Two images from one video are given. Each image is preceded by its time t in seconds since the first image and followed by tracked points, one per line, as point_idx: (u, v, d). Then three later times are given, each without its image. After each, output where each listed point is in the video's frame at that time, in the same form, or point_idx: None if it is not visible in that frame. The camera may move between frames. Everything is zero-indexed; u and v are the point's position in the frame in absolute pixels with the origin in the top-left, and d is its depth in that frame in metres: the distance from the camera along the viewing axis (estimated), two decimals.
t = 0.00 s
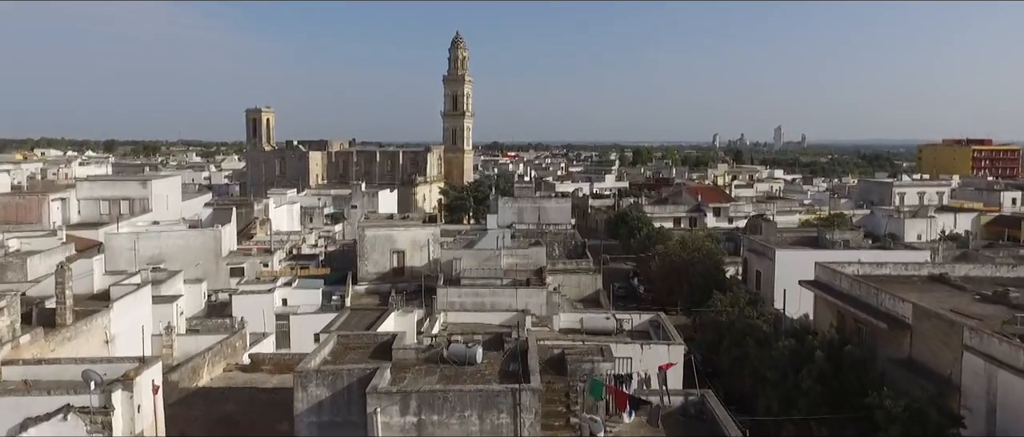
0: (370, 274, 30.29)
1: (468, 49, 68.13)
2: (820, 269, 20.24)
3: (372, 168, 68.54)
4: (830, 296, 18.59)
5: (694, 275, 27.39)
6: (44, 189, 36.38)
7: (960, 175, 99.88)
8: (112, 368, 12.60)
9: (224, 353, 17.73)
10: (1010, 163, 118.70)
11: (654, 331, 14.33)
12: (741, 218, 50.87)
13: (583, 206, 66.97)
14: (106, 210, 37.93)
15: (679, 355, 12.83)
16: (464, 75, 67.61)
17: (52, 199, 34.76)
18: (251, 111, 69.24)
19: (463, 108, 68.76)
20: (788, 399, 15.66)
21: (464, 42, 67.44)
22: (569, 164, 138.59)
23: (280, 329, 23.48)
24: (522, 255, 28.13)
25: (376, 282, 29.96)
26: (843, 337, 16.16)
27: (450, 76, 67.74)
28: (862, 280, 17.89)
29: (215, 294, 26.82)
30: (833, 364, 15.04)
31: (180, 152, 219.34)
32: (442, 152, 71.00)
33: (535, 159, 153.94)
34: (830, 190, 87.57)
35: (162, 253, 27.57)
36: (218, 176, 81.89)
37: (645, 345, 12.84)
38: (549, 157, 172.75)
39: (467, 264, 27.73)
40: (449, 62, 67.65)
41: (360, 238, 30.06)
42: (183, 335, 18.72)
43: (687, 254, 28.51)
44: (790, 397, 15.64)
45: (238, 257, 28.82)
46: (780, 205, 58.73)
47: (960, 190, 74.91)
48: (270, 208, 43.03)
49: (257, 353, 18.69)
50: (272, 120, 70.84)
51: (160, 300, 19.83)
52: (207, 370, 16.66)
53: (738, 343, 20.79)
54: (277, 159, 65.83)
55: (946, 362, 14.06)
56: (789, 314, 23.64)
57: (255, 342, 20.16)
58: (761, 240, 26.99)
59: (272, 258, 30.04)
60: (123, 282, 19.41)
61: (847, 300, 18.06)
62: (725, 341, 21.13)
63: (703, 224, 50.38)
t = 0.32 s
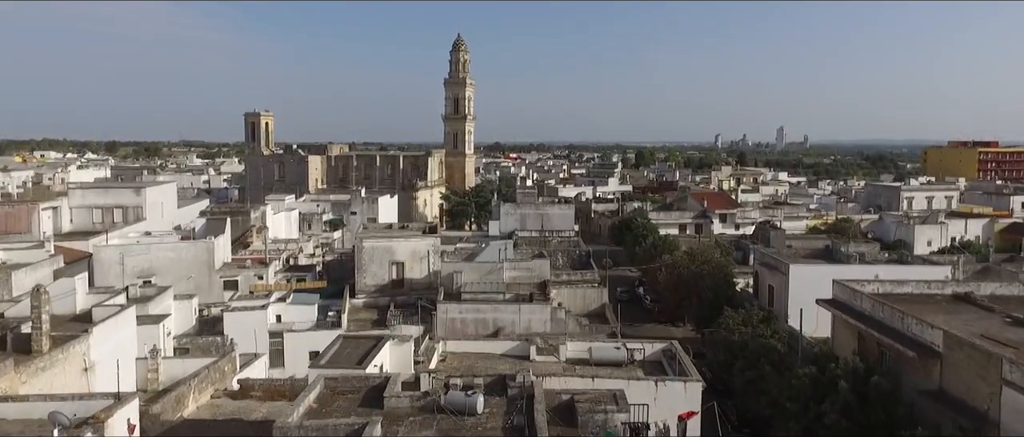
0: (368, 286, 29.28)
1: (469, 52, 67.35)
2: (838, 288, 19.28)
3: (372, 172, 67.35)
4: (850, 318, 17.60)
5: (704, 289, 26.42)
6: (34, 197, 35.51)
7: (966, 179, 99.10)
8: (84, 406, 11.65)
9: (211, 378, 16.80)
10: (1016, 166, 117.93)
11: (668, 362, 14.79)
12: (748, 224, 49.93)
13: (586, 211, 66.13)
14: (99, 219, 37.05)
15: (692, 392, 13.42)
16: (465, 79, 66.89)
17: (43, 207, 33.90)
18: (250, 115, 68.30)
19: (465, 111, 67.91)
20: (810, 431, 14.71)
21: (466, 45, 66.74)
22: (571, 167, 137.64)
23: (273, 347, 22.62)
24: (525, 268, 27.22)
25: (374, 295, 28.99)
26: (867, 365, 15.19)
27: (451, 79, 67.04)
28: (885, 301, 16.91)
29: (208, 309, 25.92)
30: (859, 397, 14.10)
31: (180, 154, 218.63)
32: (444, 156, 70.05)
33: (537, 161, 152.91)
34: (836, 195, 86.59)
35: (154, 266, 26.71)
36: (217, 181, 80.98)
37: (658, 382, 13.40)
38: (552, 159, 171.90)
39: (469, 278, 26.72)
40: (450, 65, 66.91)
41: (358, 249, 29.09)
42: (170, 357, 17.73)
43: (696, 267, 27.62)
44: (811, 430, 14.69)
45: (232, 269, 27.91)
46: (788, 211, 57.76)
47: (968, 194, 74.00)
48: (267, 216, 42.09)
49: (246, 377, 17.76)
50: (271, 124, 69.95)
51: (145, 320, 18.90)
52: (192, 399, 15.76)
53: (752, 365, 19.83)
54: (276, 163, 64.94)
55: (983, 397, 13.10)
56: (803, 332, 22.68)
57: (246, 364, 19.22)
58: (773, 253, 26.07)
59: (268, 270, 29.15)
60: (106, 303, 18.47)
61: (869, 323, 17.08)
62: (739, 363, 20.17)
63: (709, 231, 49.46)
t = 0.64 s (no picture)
0: (372, 299, 28.28)
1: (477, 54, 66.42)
2: (870, 309, 18.08)
3: (378, 176, 66.40)
4: (885, 343, 16.43)
5: (722, 304, 25.27)
6: (32, 204, 34.81)
7: (983, 182, 97.28)
8: None
9: (202, 407, 15.81)
10: None
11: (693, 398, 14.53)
12: (763, 230, 48.48)
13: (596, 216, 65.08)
14: (99, 226, 36.29)
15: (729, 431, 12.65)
16: (473, 80, 66.03)
17: (41, 215, 33.16)
18: (255, 118, 67.53)
19: (472, 113, 67.00)
20: None
21: (473, 47, 65.91)
22: (579, 169, 136.45)
23: (272, 366, 21.91)
24: (534, 282, 26.16)
25: (379, 308, 27.99)
26: (908, 399, 14.03)
27: (458, 81, 66.18)
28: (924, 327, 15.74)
29: (207, 323, 25.09)
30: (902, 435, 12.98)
31: (189, 155, 218.90)
32: (451, 159, 69.10)
33: (545, 162, 151.71)
34: (850, 198, 85.10)
35: (150, 278, 25.78)
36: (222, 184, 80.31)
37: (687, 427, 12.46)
38: (559, 160, 170.79)
39: (476, 292, 25.64)
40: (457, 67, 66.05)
41: (362, 260, 28.07)
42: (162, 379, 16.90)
43: (713, 281, 26.54)
44: None
45: (231, 282, 27.01)
46: (803, 216, 56.45)
47: (987, 198, 72.40)
48: (270, 223, 41.26)
49: (241, 405, 16.80)
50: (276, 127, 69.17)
51: (136, 341, 17.97)
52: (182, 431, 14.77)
53: (777, 390, 18.68)
54: (281, 166, 64.19)
55: None
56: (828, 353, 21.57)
57: (242, 387, 18.27)
58: (794, 267, 24.90)
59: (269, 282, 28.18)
60: (95, 324, 17.52)
61: (906, 349, 15.89)
62: (763, 387, 19.01)
63: (723, 238, 48.28)
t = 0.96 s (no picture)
0: (376, 314, 27.18)
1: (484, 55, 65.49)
2: (908, 333, 16.81)
3: (384, 180, 65.38)
4: (928, 374, 15.14)
5: (743, 322, 23.98)
6: (30, 212, 34.00)
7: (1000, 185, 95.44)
8: None
9: None
10: None
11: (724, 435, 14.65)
12: (778, 237, 47.74)
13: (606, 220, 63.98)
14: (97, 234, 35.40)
15: None
16: (480, 82, 65.17)
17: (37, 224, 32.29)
18: (260, 121, 66.59)
19: (480, 116, 66.05)
20: None
21: (481, 49, 64.99)
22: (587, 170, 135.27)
23: (270, 388, 20.89)
24: (545, 297, 25.08)
25: (382, 323, 26.89)
26: None
27: (465, 83, 65.27)
28: (973, 357, 14.42)
29: (204, 340, 24.14)
30: None
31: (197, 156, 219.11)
32: (458, 163, 68.09)
33: (553, 164, 150.56)
34: (865, 202, 83.38)
35: (145, 292, 24.78)
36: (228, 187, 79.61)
37: None
38: (567, 162, 169.78)
39: (484, 307, 24.47)
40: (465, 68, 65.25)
41: (365, 273, 26.98)
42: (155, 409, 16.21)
43: (733, 296, 25.26)
44: None
45: (230, 296, 26.02)
46: (819, 221, 54.99)
47: (1007, 202, 70.67)
48: (273, 230, 40.34)
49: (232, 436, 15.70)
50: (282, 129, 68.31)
51: (123, 365, 16.97)
52: None
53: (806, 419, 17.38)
54: (286, 170, 63.37)
55: None
56: (858, 376, 20.27)
57: (236, 414, 17.15)
58: (819, 282, 23.63)
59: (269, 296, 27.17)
60: (78, 347, 16.48)
61: (954, 382, 14.57)
62: (789, 414, 17.70)
63: (737, 244, 47.11)
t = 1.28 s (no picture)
0: (377, 329, 26.01)
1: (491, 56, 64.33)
2: (953, 363, 15.49)
3: (389, 184, 64.20)
4: (978, 412, 13.83)
5: (764, 341, 22.65)
6: (22, 221, 33.04)
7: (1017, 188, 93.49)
8: None
9: None
10: None
11: None
12: (793, 244, 46.44)
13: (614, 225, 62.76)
14: (92, 243, 34.40)
15: None
16: (486, 84, 64.06)
17: (29, 234, 31.32)
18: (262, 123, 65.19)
19: (486, 118, 64.87)
20: None
21: (487, 50, 63.77)
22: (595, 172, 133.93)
23: (265, 412, 19.76)
24: (555, 314, 23.91)
25: (384, 339, 25.70)
26: None
27: (471, 85, 64.18)
28: None
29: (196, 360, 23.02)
30: None
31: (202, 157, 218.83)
32: (463, 166, 66.91)
33: (560, 166, 149.32)
34: (878, 206, 81.70)
35: (136, 308, 23.69)
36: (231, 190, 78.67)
37: None
38: (573, 163, 168.37)
39: (491, 325, 23.25)
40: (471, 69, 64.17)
41: (366, 287, 25.78)
42: None
43: (754, 313, 23.94)
44: None
45: (225, 311, 24.86)
46: (835, 227, 53.48)
47: None
48: (274, 237, 39.28)
49: None
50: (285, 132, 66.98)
51: (104, 395, 15.87)
52: None
53: None
54: (289, 173, 62.39)
55: None
56: (891, 403, 18.97)
57: None
58: (846, 300, 22.28)
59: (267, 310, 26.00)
60: (54, 376, 15.32)
61: (1008, 421, 13.26)
62: None
63: (751, 252, 45.87)
